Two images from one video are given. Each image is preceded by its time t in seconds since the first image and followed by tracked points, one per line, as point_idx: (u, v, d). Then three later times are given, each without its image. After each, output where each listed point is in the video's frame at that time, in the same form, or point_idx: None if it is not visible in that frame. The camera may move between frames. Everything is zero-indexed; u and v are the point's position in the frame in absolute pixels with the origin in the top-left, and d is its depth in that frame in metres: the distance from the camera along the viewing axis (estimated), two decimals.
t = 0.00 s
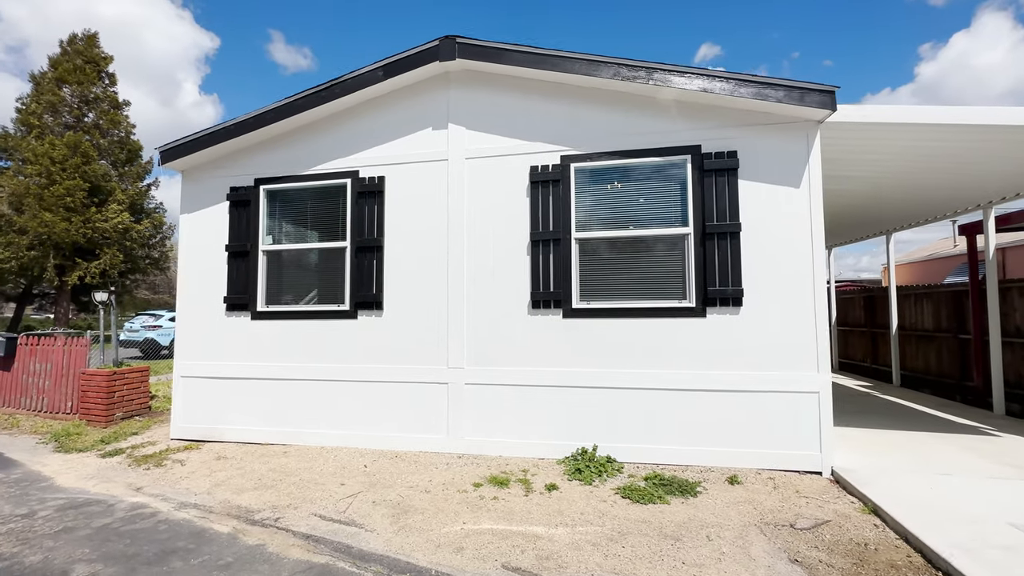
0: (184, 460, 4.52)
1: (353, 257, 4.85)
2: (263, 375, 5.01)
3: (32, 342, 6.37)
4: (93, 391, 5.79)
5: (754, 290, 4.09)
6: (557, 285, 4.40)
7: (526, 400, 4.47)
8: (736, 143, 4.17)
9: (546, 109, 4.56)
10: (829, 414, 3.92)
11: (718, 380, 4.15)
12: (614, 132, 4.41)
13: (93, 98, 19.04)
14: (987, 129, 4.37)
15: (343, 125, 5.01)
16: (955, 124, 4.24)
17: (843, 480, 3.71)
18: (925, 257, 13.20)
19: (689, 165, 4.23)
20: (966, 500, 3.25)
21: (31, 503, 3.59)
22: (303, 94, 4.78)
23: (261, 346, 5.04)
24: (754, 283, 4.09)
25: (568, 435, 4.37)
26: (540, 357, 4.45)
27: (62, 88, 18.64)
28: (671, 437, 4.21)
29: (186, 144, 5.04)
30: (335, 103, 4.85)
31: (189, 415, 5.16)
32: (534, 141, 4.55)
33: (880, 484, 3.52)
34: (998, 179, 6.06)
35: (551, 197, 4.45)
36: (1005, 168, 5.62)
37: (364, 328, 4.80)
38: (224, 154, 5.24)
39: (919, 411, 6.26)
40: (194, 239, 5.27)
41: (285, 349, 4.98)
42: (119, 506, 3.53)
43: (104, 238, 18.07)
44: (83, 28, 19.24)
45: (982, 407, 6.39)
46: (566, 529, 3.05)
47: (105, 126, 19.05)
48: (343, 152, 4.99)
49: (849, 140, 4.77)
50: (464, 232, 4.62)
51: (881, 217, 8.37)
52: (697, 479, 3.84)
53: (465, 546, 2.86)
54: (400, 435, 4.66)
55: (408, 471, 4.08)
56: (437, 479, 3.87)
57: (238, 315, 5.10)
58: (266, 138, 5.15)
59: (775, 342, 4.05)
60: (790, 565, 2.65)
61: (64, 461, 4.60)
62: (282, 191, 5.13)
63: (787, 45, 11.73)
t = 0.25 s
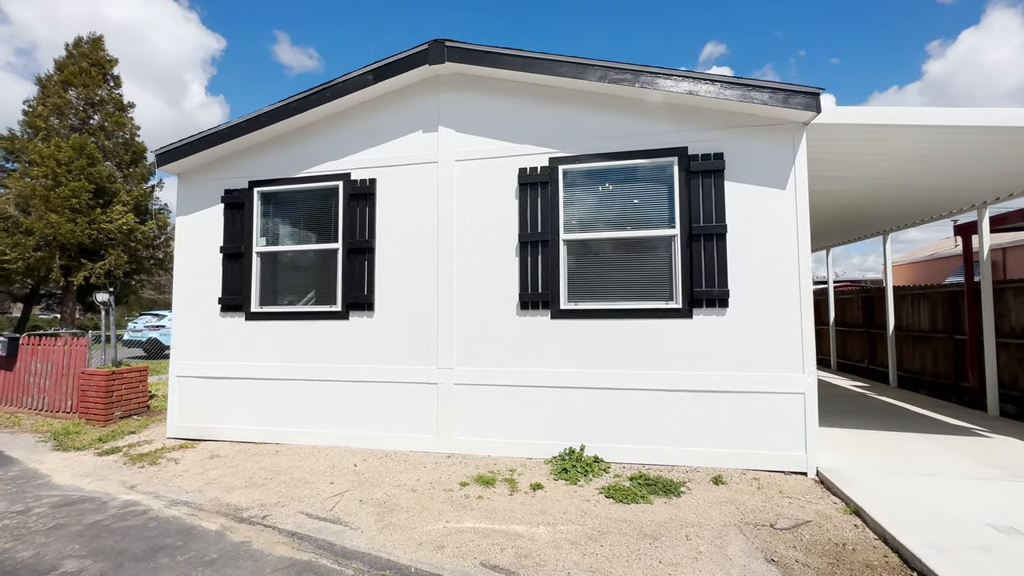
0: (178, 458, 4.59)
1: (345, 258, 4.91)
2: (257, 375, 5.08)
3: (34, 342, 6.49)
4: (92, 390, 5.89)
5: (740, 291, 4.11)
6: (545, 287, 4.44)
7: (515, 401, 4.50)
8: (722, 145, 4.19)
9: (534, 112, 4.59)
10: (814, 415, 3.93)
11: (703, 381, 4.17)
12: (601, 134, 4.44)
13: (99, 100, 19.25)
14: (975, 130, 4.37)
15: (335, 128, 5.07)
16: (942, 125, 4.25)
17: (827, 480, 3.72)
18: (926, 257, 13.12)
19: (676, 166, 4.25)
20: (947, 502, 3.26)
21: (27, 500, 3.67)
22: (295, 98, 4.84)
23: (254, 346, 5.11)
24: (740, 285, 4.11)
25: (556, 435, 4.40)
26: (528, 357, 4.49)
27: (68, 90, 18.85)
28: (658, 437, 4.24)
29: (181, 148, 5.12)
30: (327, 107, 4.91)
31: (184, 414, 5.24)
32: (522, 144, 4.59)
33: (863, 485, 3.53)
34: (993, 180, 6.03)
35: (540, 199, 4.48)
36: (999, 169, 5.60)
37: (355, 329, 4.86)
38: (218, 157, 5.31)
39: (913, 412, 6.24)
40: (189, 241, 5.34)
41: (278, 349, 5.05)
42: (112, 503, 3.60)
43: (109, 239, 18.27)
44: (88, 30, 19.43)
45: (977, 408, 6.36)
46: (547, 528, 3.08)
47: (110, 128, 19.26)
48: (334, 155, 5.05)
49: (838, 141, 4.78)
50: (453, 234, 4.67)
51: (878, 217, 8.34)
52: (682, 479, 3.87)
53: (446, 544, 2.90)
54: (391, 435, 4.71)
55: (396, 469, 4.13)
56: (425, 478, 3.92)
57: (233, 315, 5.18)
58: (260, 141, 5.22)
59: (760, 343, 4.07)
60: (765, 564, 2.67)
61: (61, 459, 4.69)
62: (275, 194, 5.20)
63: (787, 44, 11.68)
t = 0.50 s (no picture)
0: (174, 456, 4.65)
1: (339, 259, 4.95)
2: (253, 374, 5.13)
3: (36, 341, 6.57)
4: (92, 389, 5.96)
5: (730, 291, 4.12)
6: (536, 287, 4.46)
7: (506, 400, 4.53)
8: (712, 145, 4.20)
9: (526, 113, 4.62)
10: (804, 415, 3.94)
11: (693, 381, 4.18)
12: (592, 135, 4.46)
13: (103, 102, 19.42)
14: (967, 130, 4.35)
15: (329, 130, 5.11)
16: (934, 125, 4.23)
17: (815, 480, 3.72)
18: (929, 256, 13.04)
19: (666, 167, 4.27)
20: (934, 502, 3.27)
21: (24, 496, 3.73)
22: (289, 100, 4.89)
23: (250, 346, 5.16)
24: (730, 285, 4.12)
25: (547, 434, 4.43)
26: (519, 357, 4.51)
27: (73, 92, 19.02)
28: (648, 437, 4.25)
29: (177, 149, 5.18)
30: (321, 108, 4.96)
31: (181, 413, 5.30)
32: (514, 145, 4.61)
33: (851, 485, 3.54)
34: (990, 179, 5.99)
35: (531, 200, 4.51)
36: (995, 168, 5.57)
37: (349, 329, 4.90)
38: (214, 158, 5.37)
39: (909, 413, 6.22)
40: (186, 241, 5.40)
41: (273, 349, 5.09)
42: (106, 500, 3.66)
43: (113, 240, 18.43)
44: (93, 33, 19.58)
45: (974, 408, 6.34)
46: (533, 526, 3.11)
47: (114, 129, 19.42)
48: (328, 156, 5.09)
49: (830, 141, 4.77)
50: (445, 234, 4.70)
51: (877, 216, 8.31)
52: (670, 478, 3.88)
53: (431, 541, 2.93)
54: (384, 434, 4.75)
55: (388, 468, 4.16)
56: (415, 476, 3.95)
57: (228, 315, 5.23)
58: (256, 142, 5.27)
59: (750, 343, 4.07)
60: (747, 562, 2.69)
61: (60, 457, 4.75)
62: (271, 195, 5.25)
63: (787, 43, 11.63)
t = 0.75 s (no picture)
0: (169, 453, 4.69)
1: (332, 257, 4.98)
2: (247, 372, 5.17)
3: (37, 340, 6.65)
4: (91, 386, 6.02)
5: (721, 289, 4.10)
6: (527, 285, 4.46)
7: (497, 399, 4.54)
8: (702, 143, 4.19)
9: (517, 111, 4.62)
10: (794, 413, 3.92)
11: (683, 379, 4.18)
12: (583, 133, 4.46)
13: (108, 103, 19.60)
14: (960, 126, 4.32)
15: (323, 129, 5.14)
16: (926, 122, 4.21)
17: (805, 479, 3.71)
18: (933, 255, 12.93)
19: (656, 165, 4.26)
20: (922, 501, 3.25)
21: (19, 492, 3.78)
22: (282, 100, 4.92)
23: (245, 344, 5.20)
24: (720, 283, 4.11)
25: (537, 433, 4.43)
26: (510, 355, 4.52)
27: (78, 94, 19.21)
28: (637, 435, 4.25)
29: (173, 149, 5.22)
30: (314, 108, 4.98)
31: (177, 410, 5.35)
32: (504, 144, 4.62)
33: (840, 484, 3.52)
34: (988, 176, 5.94)
35: (522, 198, 4.51)
36: (992, 165, 5.53)
37: (342, 327, 4.93)
38: (209, 158, 5.41)
39: (907, 412, 6.18)
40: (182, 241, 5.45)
41: (268, 347, 5.13)
42: (99, 496, 3.70)
43: (118, 240, 18.61)
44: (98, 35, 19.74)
45: (973, 407, 6.28)
46: (517, 523, 3.12)
47: (119, 130, 19.59)
48: (322, 155, 5.12)
49: (823, 139, 4.75)
50: (437, 233, 4.71)
51: (877, 213, 8.25)
52: (659, 476, 3.88)
53: (415, 538, 2.94)
54: (376, 431, 4.77)
55: (379, 465, 4.19)
56: (405, 474, 3.97)
57: (223, 314, 5.27)
58: (251, 142, 5.31)
59: (740, 342, 4.06)
60: (729, 560, 2.68)
61: (57, 454, 4.81)
62: (265, 194, 5.28)
63: (789, 40, 11.57)
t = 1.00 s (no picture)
0: (162, 451, 4.72)
1: (324, 256, 4.99)
2: (241, 371, 5.19)
3: (36, 339, 6.70)
4: (88, 385, 6.07)
5: (710, 287, 4.09)
6: (517, 284, 4.46)
7: (488, 397, 4.54)
8: (692, 141, 4.18)
9: (507, 110, 4.63)
10: (784, 413, 3.90)
11: (673, 379, 4.16)
12: (573, 132, 4.45)
13: (112, 104, 19.74)
14: (955, 123, 4.28)
15: (315, 129, 5.16)
16: (919, 119, 4.17)
17: (794, 478, 3.69)
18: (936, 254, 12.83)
19: (646, 164, 4.25)
20: (910, 501, 3.22)
21: (11, 489, 3.82)
22: (275, 100, 4.94)
23: (239, 343, 5.23)
24: (709, 282, 4.09)
25: (527, 431, 4.43)
26: (500, 354, 4.52)
27: (82, 95, 19.34)
28: (627, 434, 4.24)
29: (167, 149, 5.25)
30: (307, 108, 5.00)
31: (172, 409, 5.38)
32: (495, 142, 4.62)
33: (828, 484, 3.50)
34: (986, 174, 5.89)
35: (512, 197, 4.51)
36: (989, 163, 5.48)
37: (334, 326, 4.95)
38: (203, 158, 5.44)
39: (904, 412, 6.13)
40: (177, 240, 5.48)
41: (261, 345, 5.16)
42: (90, 493, 3.73)
43: (121, 240, 18.74)
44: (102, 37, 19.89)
45: (971, 407, 6.23)
46: (502, 522, 3.12)
47: (123, 131, 19.73)
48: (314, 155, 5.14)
49: (816, 136, 4.72)
50: (428, 231, 4.72)
51: (876, 211, 8.19)
52: (648, 476, 3.87)
53: (399, 536, 2.95)
54: (368, 430, 4.79)
55: (369, 464, 4.20)
56: (394, 472, 3.97)
57: (217, 313, 5.30)
58: (245, 141, 5.34)
59: (730, 341, 4.05)
60: (711, 560, 2.67)
61: (52, 451, 4.86)
62: (258, 194, 5.31)
63: (794, 38, 11.50)
